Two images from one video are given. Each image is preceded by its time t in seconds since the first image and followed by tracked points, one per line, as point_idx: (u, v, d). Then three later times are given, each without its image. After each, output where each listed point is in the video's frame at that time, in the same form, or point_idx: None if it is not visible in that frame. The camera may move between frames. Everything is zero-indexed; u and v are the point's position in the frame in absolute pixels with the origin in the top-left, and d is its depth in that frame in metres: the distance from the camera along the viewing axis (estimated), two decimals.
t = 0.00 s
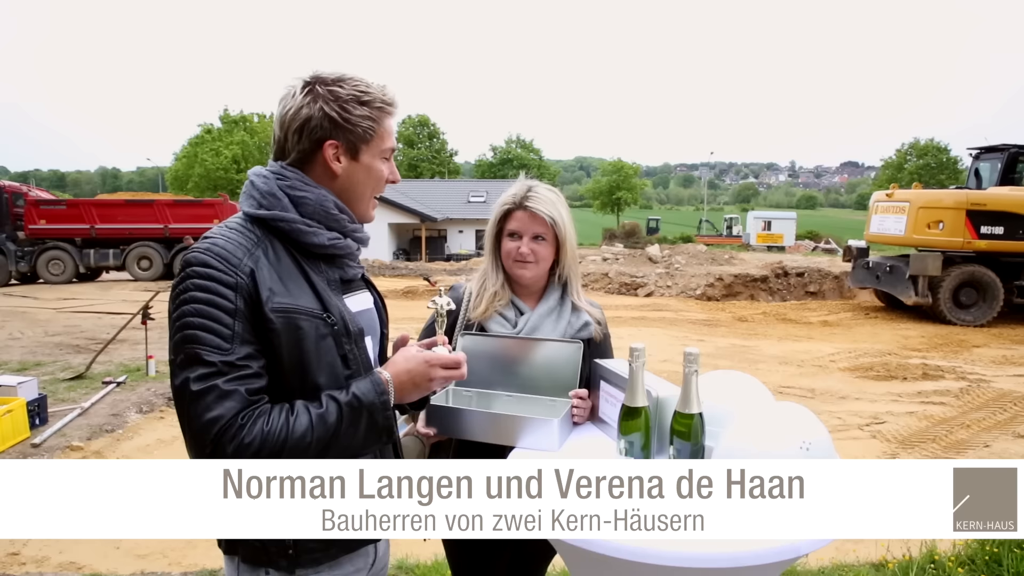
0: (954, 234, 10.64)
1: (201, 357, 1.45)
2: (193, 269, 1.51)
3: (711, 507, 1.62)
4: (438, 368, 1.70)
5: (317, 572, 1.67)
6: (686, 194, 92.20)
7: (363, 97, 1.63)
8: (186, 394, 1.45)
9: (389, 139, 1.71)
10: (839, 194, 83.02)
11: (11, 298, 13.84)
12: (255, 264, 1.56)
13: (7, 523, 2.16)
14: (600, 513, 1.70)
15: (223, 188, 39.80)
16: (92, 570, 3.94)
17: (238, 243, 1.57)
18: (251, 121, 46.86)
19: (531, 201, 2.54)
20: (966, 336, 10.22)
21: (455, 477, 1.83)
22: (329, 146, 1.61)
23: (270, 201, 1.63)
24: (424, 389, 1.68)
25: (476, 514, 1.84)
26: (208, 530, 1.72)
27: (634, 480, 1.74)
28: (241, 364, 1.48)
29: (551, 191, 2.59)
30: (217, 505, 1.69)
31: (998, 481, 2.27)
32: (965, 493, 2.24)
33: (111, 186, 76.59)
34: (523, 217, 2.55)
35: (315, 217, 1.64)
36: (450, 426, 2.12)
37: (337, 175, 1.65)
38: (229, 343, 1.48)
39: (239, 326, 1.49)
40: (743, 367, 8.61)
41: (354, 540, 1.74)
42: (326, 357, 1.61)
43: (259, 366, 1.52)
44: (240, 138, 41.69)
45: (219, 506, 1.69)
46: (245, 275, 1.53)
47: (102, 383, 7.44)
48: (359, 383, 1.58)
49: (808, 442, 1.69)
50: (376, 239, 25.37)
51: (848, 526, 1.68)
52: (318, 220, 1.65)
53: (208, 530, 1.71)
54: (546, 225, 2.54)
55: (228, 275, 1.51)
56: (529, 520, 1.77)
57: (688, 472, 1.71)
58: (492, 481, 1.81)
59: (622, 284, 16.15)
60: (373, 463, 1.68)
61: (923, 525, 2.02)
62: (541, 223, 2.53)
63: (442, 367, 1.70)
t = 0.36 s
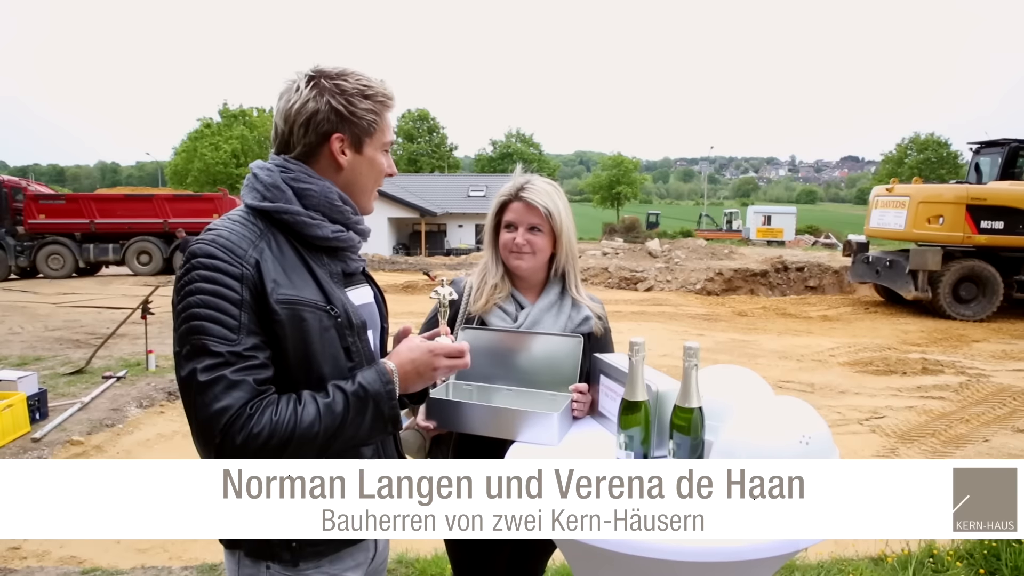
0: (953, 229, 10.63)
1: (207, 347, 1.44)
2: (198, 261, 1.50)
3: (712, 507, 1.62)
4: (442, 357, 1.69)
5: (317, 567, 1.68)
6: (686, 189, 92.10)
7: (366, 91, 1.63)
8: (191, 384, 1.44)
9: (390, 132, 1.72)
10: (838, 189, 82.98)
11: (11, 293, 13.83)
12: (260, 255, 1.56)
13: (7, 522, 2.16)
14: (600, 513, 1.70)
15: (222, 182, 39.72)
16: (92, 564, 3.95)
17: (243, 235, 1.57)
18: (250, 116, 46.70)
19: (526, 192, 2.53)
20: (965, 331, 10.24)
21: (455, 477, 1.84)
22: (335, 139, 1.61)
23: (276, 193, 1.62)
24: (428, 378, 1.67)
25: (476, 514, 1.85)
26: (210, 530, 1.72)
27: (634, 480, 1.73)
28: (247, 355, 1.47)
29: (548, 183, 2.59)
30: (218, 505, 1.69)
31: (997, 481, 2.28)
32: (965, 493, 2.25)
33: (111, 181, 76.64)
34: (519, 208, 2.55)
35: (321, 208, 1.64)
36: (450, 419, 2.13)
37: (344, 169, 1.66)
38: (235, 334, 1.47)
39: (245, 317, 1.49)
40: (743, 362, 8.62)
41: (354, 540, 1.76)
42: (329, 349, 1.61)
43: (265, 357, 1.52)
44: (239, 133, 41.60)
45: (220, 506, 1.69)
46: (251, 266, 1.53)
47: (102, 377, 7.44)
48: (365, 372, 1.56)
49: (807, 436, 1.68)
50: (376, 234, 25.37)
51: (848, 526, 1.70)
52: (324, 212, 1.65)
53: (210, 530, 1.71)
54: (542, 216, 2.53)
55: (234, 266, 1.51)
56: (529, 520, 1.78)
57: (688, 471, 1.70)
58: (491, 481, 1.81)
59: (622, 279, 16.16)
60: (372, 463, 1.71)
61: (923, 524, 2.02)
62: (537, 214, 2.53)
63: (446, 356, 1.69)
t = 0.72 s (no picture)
0: (952, 225, 10.66)
1: (205, 345, 1.44)
2: (198, 258, 1.50)
3: (711, 507, 1.62)
4: (442, 355, 1.68)
5: (318, 564, 1.68)
6: (684, 185, 92.08)
7: (364, 86, 1.63)
8: (190, 381, 1.44)
9: (389, 128, 1.71)
10: (837, 186, 83.05)
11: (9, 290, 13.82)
12: (259, 253, 1.56)
13: (8, 521, 2.16)
14: (600, 513, 1.71)
15: (221, 179, 39.63)
16: (92, 561, 3.96)
17: (243, 233, 1.57)
18: (249, 112, 46.59)
19: (525, 188, 2.53)
20: (964, 328, 10.26)
21: (455, 478, 1.85)
22: (332, 134, 1.61)
23: (277, 190, 1.62)
24: (428, 376, 1.66)
25: (476, 514, 1.85)
26: (210, 530, 1.72)
27: (634, 480, 1.73)
28: (246, 352, 1.47)
29: (547, 179, 2.59)
30: (218, 504, 1.69)
31: (997, 482, 2.29)
32: (965, 493, 2.26)
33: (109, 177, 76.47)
34: (518, 204, 2.55)
35: (321, 205, 1.65)
36: (450, 415, 2.13)
37: (341, 163, 1.65)
38: (234, 331, 1.47)
39: (244, 314, 1.49)
40: (742, 358, 8.64)
41: (354, 539, 1.76)
42: (329, 346, 1.61)
43: (264, 354, 1.52)
44: (238, 130, 41.53)
45: (220, 506, 1.69)
46: (250, 264, 1.53)
47: (101, 374, 7.44)
48: (364, 370, 1.56)
49: (807, 433, 1.64)
50: (375, 230, 25.37)
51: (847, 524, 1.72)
52: (322, 209, 1.65)
53: (210, 530, 1.72)
54: (540, 212, 2.53)
55: (233, 264, 1.50)
56: (529, 520, 1.79)
57: (688, 471, 1.70)
58: (491, 481, 1.81)
59: (621, 275, 16.17)
60: (373, 462, 1.71)
61: (923, 525, 2.03)
62: (535, 210, 2.53)
63: (446, 354, 1.68)
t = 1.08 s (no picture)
0: (948, 222, 10.70)
1: (200, 337, 1.43)
2: (193, 251, 1.49)
3: (712, 507, 1.63)
4: (438, 350, 1.67)
5: (314, 560, 1.67)
6: (681, 182, 92.14)
7: (288, 67, 1.62)
8: (186, 373, 1.43)
9: (313, 105, 1.59)
10: (833, 183, 83.24)
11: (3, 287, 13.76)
12: (255, 247, 1.55)
13: None
14: (600, 513, 1.73)
15: (217, 176, 39.46)
16: (88, 558, 3.95)
17: (235, 226, 1.56)
18: (244, 109, 46.41)
19: (524, 185, 2.53)
20: (959, 324, 10.30)
21: (455, 477, 1.85)
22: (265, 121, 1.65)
23: (249, 182, 1.64)
24: (424, 372, 1.65)
25: (476, 514, 1.86)
26: (209, 530, 1.72)
27: (634, 480, 1.72)
28: (241, 344, 1.46)
29: (545, 176, 2.59)
30: (218, 505, 1.69)
31: (996, 480, 2.29)
32: (965, 493, 2.27)
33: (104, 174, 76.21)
34: (516, 200, 2.55)
35: (283, 197, 1.61)
36: (447, 412, 2.14)
37: (277, 148, 1.66)
38: (229, 324, 1.46)
39: (239, 307, 1.48)
40: (738, 355, 8.66)
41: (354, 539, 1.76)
42: (325, 340, 1.61)
43: (259, 347, 1.51)
44: (234, 127, 41.36)
45: (221, 506, 1.69)
46: (245, 258, 1.52)
47: (97, 372, 7.41)
48: (360, 364, 1.55)
49: (802, 429, 1.64)
50: (371, 228, 25.31)
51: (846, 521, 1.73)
52: (285, 201, 1.62)
53: (210, 530, 1.71)
54: (538, 209, 2.53)
55: (229, 257, 1.50)
56: (529, 520, 1.80)
57: (688, 471, 1.70)
58: (492, 481, 1.81)
59: (617, 272, 16.18)
60: (373, 462, 1.71)
61: (922, 524, 2.03)
62: (534, 207, 2.53)
63: (442, 350, 1.67)
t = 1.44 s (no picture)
0: (944, 219, 10.73)
1: (190, 337, 1.43)
2: (184, 251, 1.49)
3: (711, 507, 1.64)
4: (430, 350, 1.67)
5: (310, 556, 1.68)
6: (678, 179, 92.17)
7: (273, 65, 1.61)
8: (175, 373, 1.43)
9: (298, 102, 1.59)
10: (829, 179, 83.42)
11: None
12: (245, 246, 1.55)
13: None
14: (600, 513, 1.73)
15: (213, 173, 39.34)
16: (85, 556, 3.95)
17: (226, 224, 1.56)
18: (241, 106, 46.29)
19: (522, 182, 2.53)
20: (955, 320, 10.34)
21: (455, 478, 1.86)
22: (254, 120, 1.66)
23: (241, 182, 1.64)
24: (415, 370, 1.65)
25: (477, 514, 1.87)
26: (208, 530, 1.72)
27: (634, 480, 1.74)
28: (231, 343, 1.46)
29: (542, 173, 2.59)
30: (217, 505, 1.69)
31: (996, 480, 2.31)
32: (965, 493, 2.29)
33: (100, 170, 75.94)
34: (513, 198, 2.54)
35: (273, 196, 1.61)
36: (444, 409, 2.14)
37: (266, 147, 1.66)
38: (219, 324, 1.46)
39: (229, 307, 1.48)
40: (735, 351, 8.69)
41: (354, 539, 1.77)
42: (316, 339, 1.61)
43: (250, 346, 1.50)
44: (231, 123, 41.23)
45: (219, 506, 1.70)
46: (236, 257, 1.52)
47: (94, 369, 7.40)
48: (350, 363, 1.55)
49: (798, 425, 1.64)
50: (369, 224, 25.30)
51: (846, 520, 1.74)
52: (275, 200, 1.61)
53: (209, 530, 1.72)
54: (536, 207, 2.53)
55: (218, 256, 1.49)
56: (529, 520, 1.81)
57: (689, 472, 1.71)
58: (491, 481, 1.81)
59: (615, 269, 16.21)
60: (373, 463, 1.71)
61: (923, 524, 2.04)
62: (531, 204, 2.53)
63: (434, 350, 1.66)
